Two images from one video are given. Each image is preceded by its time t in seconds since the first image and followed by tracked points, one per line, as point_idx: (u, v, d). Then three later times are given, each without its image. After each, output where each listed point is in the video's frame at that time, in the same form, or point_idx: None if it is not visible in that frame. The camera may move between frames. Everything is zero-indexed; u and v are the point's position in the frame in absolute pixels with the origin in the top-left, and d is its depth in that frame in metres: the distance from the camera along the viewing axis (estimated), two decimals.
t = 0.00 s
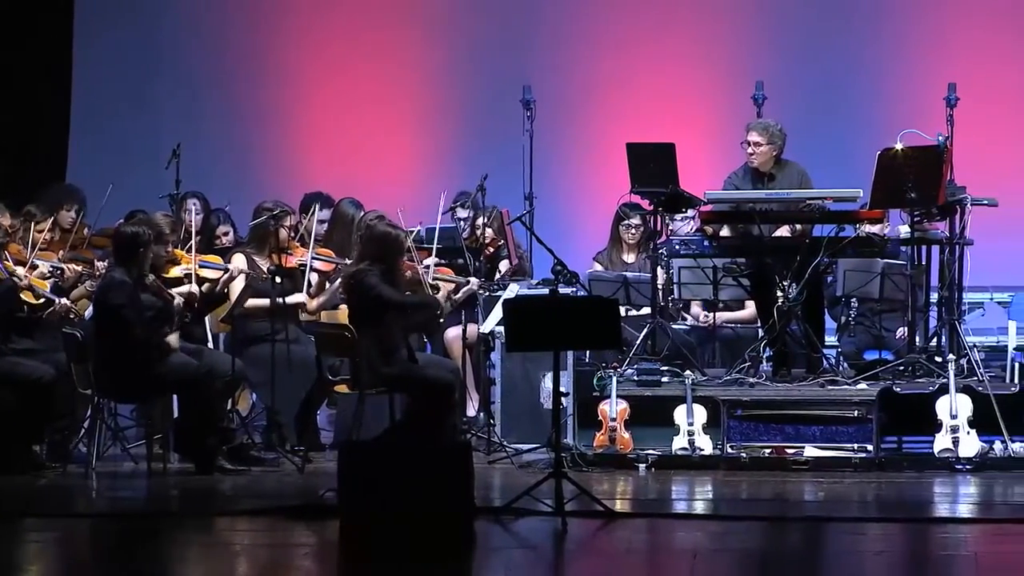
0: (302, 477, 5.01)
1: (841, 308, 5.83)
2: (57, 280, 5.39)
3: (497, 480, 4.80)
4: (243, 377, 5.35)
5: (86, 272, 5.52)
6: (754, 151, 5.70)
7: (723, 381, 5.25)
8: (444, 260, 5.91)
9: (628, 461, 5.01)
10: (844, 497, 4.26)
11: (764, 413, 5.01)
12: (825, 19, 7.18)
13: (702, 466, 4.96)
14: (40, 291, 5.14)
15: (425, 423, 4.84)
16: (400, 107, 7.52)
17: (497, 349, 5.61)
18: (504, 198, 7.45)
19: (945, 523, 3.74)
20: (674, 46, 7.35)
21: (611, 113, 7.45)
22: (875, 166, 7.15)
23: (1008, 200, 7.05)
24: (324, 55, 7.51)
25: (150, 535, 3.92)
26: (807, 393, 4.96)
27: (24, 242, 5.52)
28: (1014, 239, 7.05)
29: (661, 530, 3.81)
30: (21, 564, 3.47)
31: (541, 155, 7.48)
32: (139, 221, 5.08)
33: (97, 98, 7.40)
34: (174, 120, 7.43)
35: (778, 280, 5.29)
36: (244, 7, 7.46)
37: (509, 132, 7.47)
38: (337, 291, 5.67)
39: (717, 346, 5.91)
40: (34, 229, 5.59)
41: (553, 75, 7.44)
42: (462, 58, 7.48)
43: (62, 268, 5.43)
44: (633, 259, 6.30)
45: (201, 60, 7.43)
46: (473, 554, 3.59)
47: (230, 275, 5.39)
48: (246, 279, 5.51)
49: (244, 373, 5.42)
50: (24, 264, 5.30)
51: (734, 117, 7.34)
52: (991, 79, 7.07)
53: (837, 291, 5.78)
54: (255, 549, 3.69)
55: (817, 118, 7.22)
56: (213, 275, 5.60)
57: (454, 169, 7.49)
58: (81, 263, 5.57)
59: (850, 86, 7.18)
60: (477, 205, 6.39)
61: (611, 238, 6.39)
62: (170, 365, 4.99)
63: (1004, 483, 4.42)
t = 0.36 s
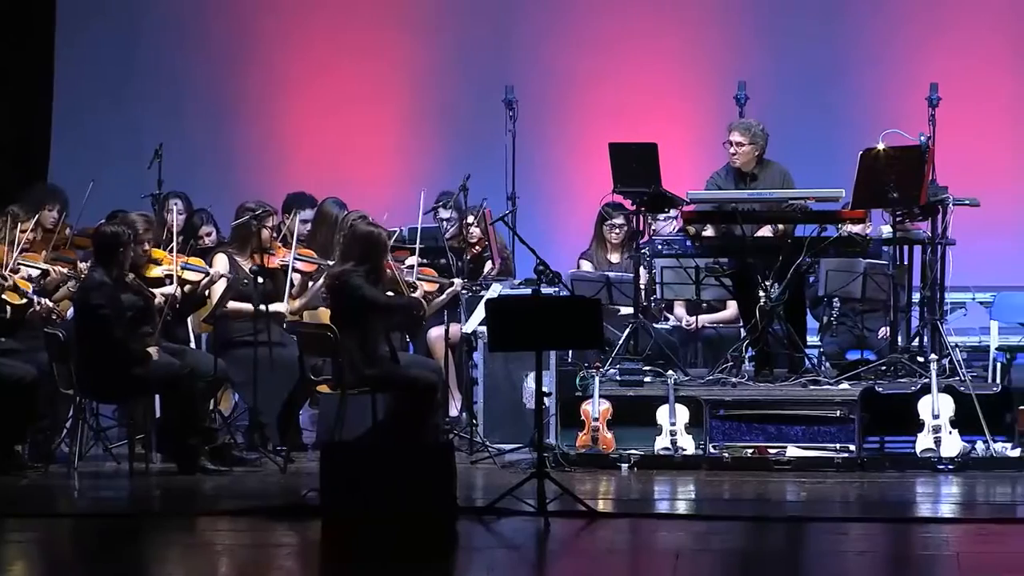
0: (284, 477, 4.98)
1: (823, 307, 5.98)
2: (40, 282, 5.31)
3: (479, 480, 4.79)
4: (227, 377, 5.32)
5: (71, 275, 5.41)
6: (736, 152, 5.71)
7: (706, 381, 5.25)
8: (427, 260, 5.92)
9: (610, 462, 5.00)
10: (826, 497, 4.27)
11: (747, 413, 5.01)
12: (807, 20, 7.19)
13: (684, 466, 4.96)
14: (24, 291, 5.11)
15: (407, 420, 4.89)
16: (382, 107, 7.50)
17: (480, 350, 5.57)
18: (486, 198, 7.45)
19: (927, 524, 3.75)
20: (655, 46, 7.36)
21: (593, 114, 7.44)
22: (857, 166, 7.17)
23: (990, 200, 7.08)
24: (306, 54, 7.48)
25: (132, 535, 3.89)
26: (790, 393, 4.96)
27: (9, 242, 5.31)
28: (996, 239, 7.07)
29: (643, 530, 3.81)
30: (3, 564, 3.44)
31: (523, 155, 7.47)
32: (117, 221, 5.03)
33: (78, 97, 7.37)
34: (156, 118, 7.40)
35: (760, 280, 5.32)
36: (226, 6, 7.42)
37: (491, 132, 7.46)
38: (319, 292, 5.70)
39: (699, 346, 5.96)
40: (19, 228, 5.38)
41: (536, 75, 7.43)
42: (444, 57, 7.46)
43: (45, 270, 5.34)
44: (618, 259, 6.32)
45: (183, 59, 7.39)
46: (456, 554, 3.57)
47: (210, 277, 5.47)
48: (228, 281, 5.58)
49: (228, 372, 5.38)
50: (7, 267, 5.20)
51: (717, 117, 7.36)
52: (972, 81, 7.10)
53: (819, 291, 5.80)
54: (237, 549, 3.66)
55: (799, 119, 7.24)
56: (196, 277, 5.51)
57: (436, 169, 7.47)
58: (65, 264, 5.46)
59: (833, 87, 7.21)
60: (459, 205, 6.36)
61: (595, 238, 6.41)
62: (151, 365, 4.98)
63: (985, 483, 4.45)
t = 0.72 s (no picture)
0: (265, 477, 4.95)
1: (805, 307, 5.99)
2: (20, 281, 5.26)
3: (461, 480, 4.77)
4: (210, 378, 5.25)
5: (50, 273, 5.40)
6: (719, 152, 5.71)
7: (688, 381, 5.25)
8: (409, 260, 5.89)
9: (592, 461, 5.00)
10: (808, 496, 4.27)
11: (728, 412, 5.02)
12: (789, 21, 7.21)
13: (666, 466, 4.96)
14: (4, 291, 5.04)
15: (390, 417, 4.87)
16: (364, 106, 7.47)
17: (462, 349, 5.55)
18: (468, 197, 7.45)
19: (908, 524, 3.75)
20: (637, 46, 7.36)
21: (575, 113, 7.45)
22: (839, 166, 7.19)
23: (971, 200, 7.10)
24: (288, 53, 7.46)
25: (114, 535, 3.86)
26: (772, 394, 4.96)
27: None
28: (978, 239, 7.10)
29: (625, 530, 3.81)
30: None
31: (505, 155, 7.46)
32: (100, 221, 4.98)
33: (59, 95, 7.33)
34: (138, 117, 7.36)
35: (742, 280, 5.33)
36: (208, 5, 7.40)
37: (474, 132, 7.45)
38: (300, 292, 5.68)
39: (681, 347, 5.97)
40: None
41: (518, 75, 7.42)
42: (426, 57, 7.45)
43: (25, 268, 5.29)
44: (601, 259, 6.32)
45: (165, 58, 7.36)
46: (438, 554, 3.56)
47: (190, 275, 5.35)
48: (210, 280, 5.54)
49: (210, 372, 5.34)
50: None
51: (698, 116, 7.36)
52: (953, 81, 7.12)
53: (801, 291, 5.80)
54: (219, 549, 3.64)
55: (781, 120, 7.26)
56: (177, 275, 5.59)
57: (419, 169, 7.46)
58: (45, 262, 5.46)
59: (814, 87, 7.22)
60: (441, 207, 6.36)
61: (579, 237, 6.41)
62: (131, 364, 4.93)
63: (966, 483, 4.46)
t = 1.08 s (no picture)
0: (250, 477, 4.93)
1: (791, 307, 6.02)
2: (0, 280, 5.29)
3: (447, 480, 4.76)
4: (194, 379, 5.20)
5: (32, 271, 5.37)
6: (706, 151, 5.72)
7: (673, 381, 5.25)
8: (393, 260, 5.82)
9: (577, 460, 5.00)
10: (793, 496, 4.28)
11: (712, 412, 5.03)
12: (775, 21, 7.22)
13: (651, 466, 4.96)
14: None
15: (376, 418, 4.84)
16: (350, 105, 7.46)
17: (447, 349, 5.55)
18: (452, 197, 7.43)
19: (893, 524, 3.76)
20: (623, 47, 7.37)
21: (561, 113, 7.44)
22: (824, 166, 7.21)
23: (955, 199, 7.13)
24: (274, 52, 7.44)
25: (99, 535, 3.84)
26: (756, 394, 4.99)
27: None
28: (962, 239, 7.13)
29: (610, 529, 3.81)
30: None
31: (490, 156, 7.45)
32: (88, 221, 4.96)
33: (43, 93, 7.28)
34: (123, 116, 7.32)
35: (727, 280, 5.34)
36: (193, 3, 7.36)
37: (459, 132, 7.44)
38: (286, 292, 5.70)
39: (666, 347, 5.99)
40: None
41: (504, 75, 7.42)
42: (411, 57, 7.43)
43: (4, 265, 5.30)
44: (586, 259, 6.32)
45: (149, 56, 7.32)
46: (424, 554, 3.55)
47: (177, 275, 5.39)
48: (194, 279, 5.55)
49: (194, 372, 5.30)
50: None
51: (683, 118, 7.38)
52: (939, 80, 7.15)
53: (786, 291, 5.81)
54: (204, 549, 3.62)
55: (766, 120, 7.27)
56: (163, 275, 5.59)
57: (403, 168, 7.44)
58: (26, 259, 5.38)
59: (799, 87, 7.23)
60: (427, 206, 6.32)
61: (564, 237, 6.40)
62: (119, 364, 4.93)
63: (951, 483, 4.47)
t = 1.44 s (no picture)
0: (236, 477, 4.91)
1: (776, 307, 6.03)
2: None
3: (432, 480, 4.75)
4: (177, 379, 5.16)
5: (16, 271, 5.35)
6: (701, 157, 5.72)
7: (658, 381, 5.24)
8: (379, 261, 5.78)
9: (562, 460, 5.00)
10: (778, 496, 4.28)
11: (697, 411, 5.03)
12: (759, 22, 7.23)
13: (636, 465, 4.96)
14: None
15: (359, 418, 4.85)
16: (335, 106, 7.44)
17: (432, 349, 5.53)
18: (438, 197, 7.41)
19: (877, 524, 3.76)
20: (609, 47, 7.37)
21: (546, 113, 7.44)
22: (809, 166, 7.23)
23: (939, 199, 7.16)
24: (259, 53, 7.42)
25: (84, 535, 3.82)
26: (741, 393, 5.00)
27: None
28: (946, 239, 7.15)
29: (596, 529, 3.80)
30: None
31: (475, 156, 7.46)
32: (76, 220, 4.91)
33: (25, 92, 7.15)
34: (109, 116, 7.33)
35: (713, 280, 5.34)
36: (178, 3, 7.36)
37: (444, 131, 7.42)
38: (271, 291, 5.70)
39: (652, 347, 5.97)
40: None
41: (489, 75, 7.41)
42: (397, 57, 7.42)
43: None
44: (571, 259, 6.31)
45: (134, 56, 7.28)
46: (409, 554, 3.54)
47: (162, 275, 5.36)
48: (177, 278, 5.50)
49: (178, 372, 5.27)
50: None
51: (667, 118, 7.38)
52: (924, 82, 7.17)
53: (771, 292, 5.81)
54: (189, 549, 3.61)
55: (752, 121, 7.28)
56: (148, 274, 5.44)
57: (388, 168, 7.43)
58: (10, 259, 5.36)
59: (784, 88, 7.25)
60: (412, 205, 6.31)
61: (549, 237, 6.39)
62: (104, 365, 4.89)
63: (935, 482, 4.48)
